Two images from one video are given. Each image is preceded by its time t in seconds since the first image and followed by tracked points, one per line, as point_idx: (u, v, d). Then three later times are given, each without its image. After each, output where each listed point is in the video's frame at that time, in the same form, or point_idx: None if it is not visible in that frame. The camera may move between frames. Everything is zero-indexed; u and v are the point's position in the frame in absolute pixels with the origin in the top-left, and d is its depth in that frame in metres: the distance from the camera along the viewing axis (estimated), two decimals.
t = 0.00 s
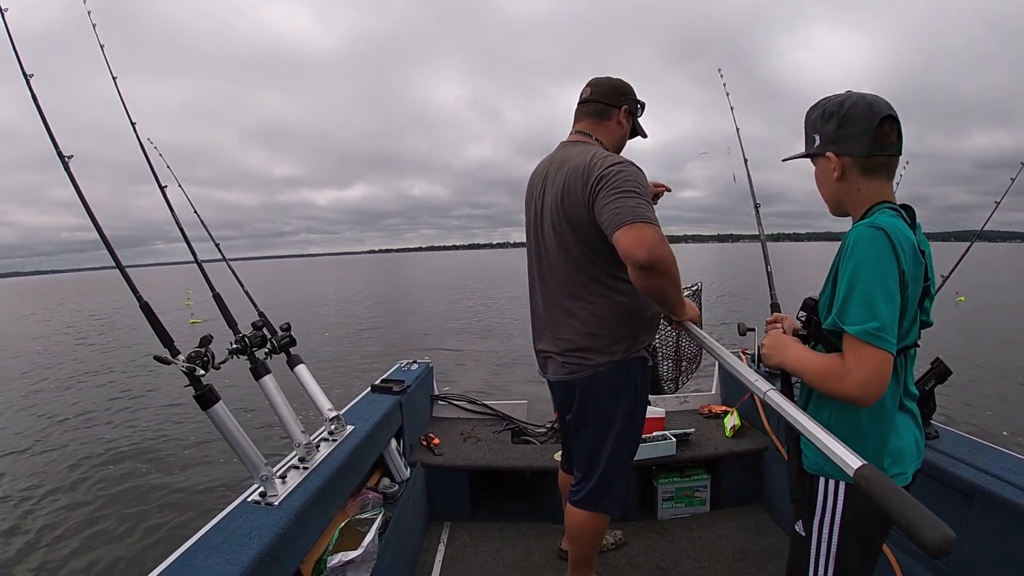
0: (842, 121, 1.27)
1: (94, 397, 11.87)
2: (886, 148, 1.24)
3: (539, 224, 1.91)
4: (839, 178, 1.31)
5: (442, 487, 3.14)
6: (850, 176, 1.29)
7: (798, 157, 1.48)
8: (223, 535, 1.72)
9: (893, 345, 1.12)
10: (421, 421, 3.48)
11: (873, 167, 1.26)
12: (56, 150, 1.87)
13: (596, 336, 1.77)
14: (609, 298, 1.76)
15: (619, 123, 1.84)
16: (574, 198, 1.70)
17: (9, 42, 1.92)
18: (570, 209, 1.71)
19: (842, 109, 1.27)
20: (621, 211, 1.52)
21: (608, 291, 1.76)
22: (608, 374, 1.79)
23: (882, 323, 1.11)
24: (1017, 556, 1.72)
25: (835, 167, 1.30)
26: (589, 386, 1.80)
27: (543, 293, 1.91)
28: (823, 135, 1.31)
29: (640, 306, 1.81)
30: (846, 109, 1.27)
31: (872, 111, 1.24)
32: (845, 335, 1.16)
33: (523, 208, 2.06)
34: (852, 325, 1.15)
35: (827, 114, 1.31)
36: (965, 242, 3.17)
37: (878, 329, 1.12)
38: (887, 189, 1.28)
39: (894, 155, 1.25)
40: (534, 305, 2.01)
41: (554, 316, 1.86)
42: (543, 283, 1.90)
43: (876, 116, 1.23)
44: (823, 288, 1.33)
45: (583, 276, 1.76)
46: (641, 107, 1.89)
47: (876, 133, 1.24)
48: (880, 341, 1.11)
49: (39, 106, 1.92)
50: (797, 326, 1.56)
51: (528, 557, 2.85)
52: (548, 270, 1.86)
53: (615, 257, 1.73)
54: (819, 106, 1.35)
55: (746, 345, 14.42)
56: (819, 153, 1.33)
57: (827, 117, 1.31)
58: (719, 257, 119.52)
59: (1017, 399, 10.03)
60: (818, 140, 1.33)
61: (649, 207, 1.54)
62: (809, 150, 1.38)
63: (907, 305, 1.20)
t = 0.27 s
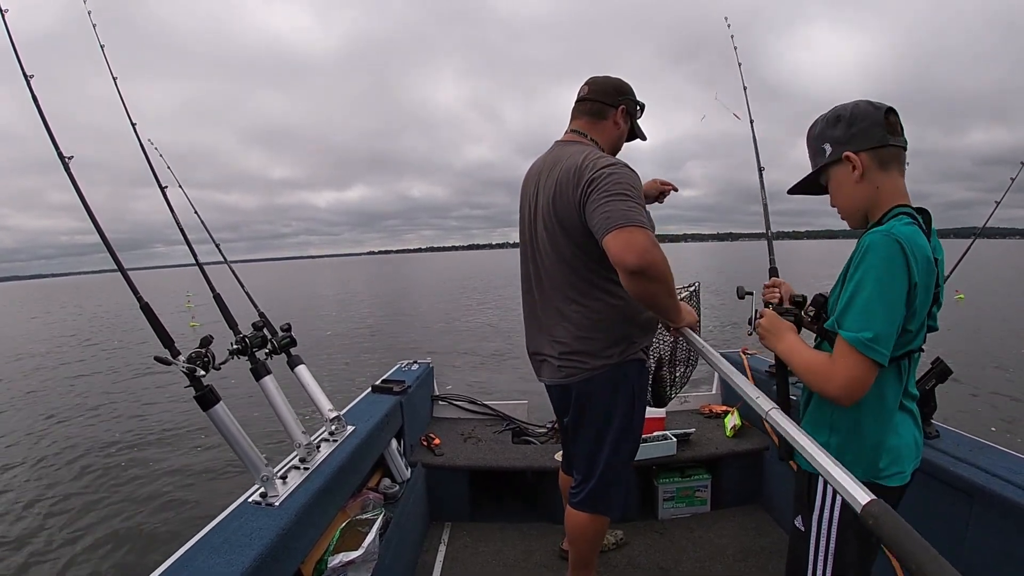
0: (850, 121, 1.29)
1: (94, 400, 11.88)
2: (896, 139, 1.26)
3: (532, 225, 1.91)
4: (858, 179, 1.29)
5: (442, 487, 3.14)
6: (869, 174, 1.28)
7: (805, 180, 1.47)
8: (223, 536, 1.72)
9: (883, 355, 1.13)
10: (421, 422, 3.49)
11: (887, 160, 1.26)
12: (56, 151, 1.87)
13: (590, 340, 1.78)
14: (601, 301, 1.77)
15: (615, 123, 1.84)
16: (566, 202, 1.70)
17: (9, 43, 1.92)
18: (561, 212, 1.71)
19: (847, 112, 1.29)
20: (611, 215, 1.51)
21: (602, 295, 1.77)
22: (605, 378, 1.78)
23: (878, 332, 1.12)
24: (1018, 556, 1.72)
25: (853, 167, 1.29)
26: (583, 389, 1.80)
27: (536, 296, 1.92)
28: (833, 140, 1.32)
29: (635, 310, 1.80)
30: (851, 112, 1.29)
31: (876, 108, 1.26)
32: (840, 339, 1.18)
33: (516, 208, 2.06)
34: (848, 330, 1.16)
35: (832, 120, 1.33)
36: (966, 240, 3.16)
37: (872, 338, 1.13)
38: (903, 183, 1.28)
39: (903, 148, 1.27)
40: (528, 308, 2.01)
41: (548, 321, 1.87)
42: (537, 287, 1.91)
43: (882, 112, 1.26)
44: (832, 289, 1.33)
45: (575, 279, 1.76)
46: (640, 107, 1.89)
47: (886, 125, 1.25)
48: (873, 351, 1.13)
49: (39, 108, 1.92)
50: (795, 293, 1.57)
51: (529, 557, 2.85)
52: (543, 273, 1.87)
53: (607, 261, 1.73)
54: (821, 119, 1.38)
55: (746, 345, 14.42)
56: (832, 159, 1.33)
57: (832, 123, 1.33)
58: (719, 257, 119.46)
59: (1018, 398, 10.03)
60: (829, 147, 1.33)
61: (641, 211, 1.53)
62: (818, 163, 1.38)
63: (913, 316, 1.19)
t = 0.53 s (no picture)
0: (859, 116, 1.28)
1: (95, 403, 11.87)
2: (905, 136, 1.26)
3: (532, 225, 1.91)
4: (866, 175, 1.29)
5: (445, 487, 3.14)
6: (878, 170, 1.28)
7: (813, 175, 1.47)
8: (227, 538, 1.72)
9: (880, 355, 1.13)
10: (423, 423, 3.49)
11: (895, 156, 1.26)
12: (55, 154, 1.86)
13: (588, 341, 1.78)
14: (598, 301, 1.76)
15: (620, 124, 1.84)
16: (566, 202, 1.70)
17: (7, 46, 1.92)
18: (561, 212, 1.71)
19: (858, 107, 1.29)
20: (610, 215, 1.51)
21: (601, 296, 1.76)
22: (604, 380, 1.78)
23: (875, 331, 1.13)
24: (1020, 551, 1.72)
25: (862, 163, 1.29)
26: (581, 389, 1.80)
27: (535, 296, 1.92)
28: (842, 135, 1.32)
29: (635, 312, 1.80)
30: (861, 107, 1.29)
31: (887, 105, 1.26)
32: (838, 335, 1.18)
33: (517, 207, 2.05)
34: (847, 328, 1.16)
35: (842, 114, 1.32)
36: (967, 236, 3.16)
37: (868, 337, 1.13)
38: (912, 179, 1.27)
39: (913, 145, 1.27)
40: (528, 307, 2.00)
41: (547, 321, 1.87)
42: (536, 287, 1.91)
43: (892, 109, 1.25)
44: (835, 285, 1.34)
45: (574, 280, 1.76)
46: (645, 109, 1.89)
47: (896, 122, 1.25)
48: (869, 351, 1.13)
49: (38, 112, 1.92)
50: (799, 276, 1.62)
51: (532, 556, 2.85)
52: (543, 273, 1.86)
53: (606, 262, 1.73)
54: (831, 114, 1.38)
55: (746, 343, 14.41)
56: (841, 154, 1.32)
57: (842, 117, 1.33)
58: (719, 255, 119.38)
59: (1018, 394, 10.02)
60: (838, 142, 1.33)
61: (640, 211, 1.53)
62: (826, 158, 1.37)
63: (915, 315, 1.19)
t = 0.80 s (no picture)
0: (867, 110, 1.27)
1: (95, 403, 11.88)
2: (912, 136, 1.25)
3: (537, 222, 1.90)
4: (868, 170, 1.29)
5: (447, 487, 3.14)
6: (880, 166, 1.27)
7: (820, 161, 1.47)
8: (229, 539, 1.72)
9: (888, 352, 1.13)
10: (425, 423, 3.49)
11: (900, 154, 1.26)
12: (55, 157, 1.86)
13: (592, 339, 1.77)
14: (602, 301, 1.76)
15: (627, 125, 1.84)
16: (573, 200, 1.70)
17: (5, 48, 1.91)
18: (567, 209, 1.71)
19: (865, 101, 1.28)
20: (617, 213, 1.50)
21: (606, 295, 1.76)
22: (608, 381, 1.78)
23: (882, 330, 1.12)
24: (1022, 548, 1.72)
25: (864, 158, 1.29)
26: (584, 389, 1.80)
27: (540, 293, 1.92)
28: (849, 127, 1.31)
29: (638, 313, 1.79)
30: (868, 101, 1.28)
31: (896, 101, 1.25)
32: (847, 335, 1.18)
33: (521, 204, 2.06)
34: (856, 327, 1.16)
35: (850, 106, 1.31)
36: (968, 234, 3.16)
37: (875, 336, 1.13)
38: (914, 178, 1.27)
39: (919, 144, 1.26)
40: (531, 305, 2.00)
41: (551, 319, 1.87)
42: (540, 284, 1.91)
43: (900, 105, 1.25)
44: (836, 282, 1.34)
45: (579, 277, 1.76)
46: (652, 112, 1.89)
47: (902, 120, 1.24)
48: (877, 348, 1.13)
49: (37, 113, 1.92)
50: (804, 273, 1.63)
51: (534, 556, 2.85)
52: (547, 270, 1.86)
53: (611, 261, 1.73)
54: (840, 103, 1.36)
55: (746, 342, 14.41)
56: (845, 146, 1.32)
57: (849, 110, 1.32)
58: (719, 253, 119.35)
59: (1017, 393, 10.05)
60: (843, 134, 1.32)
61: (646, 212, 1.53)
62: (832, 149, 1.37)
63: (919, 310, 1.19)
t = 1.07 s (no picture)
0: (861, 109, 1.27)
1: (95, 401, 11.89)
2: (905, 138, 1.25)
3: (536, 222, 1.90)
4: (859, 170, 1.29)
5: (446, 486, 3.14)
6: (871, 166, 1.28)
7: (813, 157, 1.47)
8: (228, 538, 1.72)
9: (858, 352, 1.15)
10: (424, 422, 3.49)
11: (891, 156, 1.26)
12: (55, 155, 1.86)
13: (592, 341, 1.78)
14: (604, 303, 1.76)
15: (628, 126, 1.84)
16: (574, 201, 1.70)
17: (6, 45, 1.91)
18: (568, 210, 1.71)
19: (860, 100, 1.28)
20: (620, 216, 1.50)
21: (607, 297, 1.76)
22: (608, 382, 1.78)
23: (850, 328, 1.15)
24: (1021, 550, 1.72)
25: (855, 157, 1.29)
26: (584, 391, 1.81)
27: (539, 294, 1.92)
28: (842, 126, 1.31)
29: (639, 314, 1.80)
30: (864, 100, 1.28)
31: (890, 101, 1.25)
32: (821, 333, 1.20)
33: (521, 204, 2.06)
34: (827, 324, 1.19)
35: (845, 104, 1.31)
36: (968, 237, 3.15)
37: (845, 335, 1.15)
38: (904, 179, 1.27)
39: (912, 145, 1.26)
40: (530, 305, 2.01)
41: (550, 319, 1.87)
42: (539, 285, 1.91)
43: (894, 107, 1.24)
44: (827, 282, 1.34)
45: (580, 279, 1.76)
46: (652, 114, 1.89)
47: (895, 121, 1.24)
48: (845, 346, 1.15)
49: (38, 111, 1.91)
50: (808, 275, 1.63)
51: (533, 556, 2.85)
52: (547, 272, 1.86)
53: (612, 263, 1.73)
54: (836, 101, 1.36)
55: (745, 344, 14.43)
56: (839, 145, 1.32)
57: (843, 109, 1.32)
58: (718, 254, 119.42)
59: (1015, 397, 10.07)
60: (837, 132, 1.32)
61: (648, 215, 1.53)
62: (826, 145, 1.37)
63: (902, 311, 1.19)
